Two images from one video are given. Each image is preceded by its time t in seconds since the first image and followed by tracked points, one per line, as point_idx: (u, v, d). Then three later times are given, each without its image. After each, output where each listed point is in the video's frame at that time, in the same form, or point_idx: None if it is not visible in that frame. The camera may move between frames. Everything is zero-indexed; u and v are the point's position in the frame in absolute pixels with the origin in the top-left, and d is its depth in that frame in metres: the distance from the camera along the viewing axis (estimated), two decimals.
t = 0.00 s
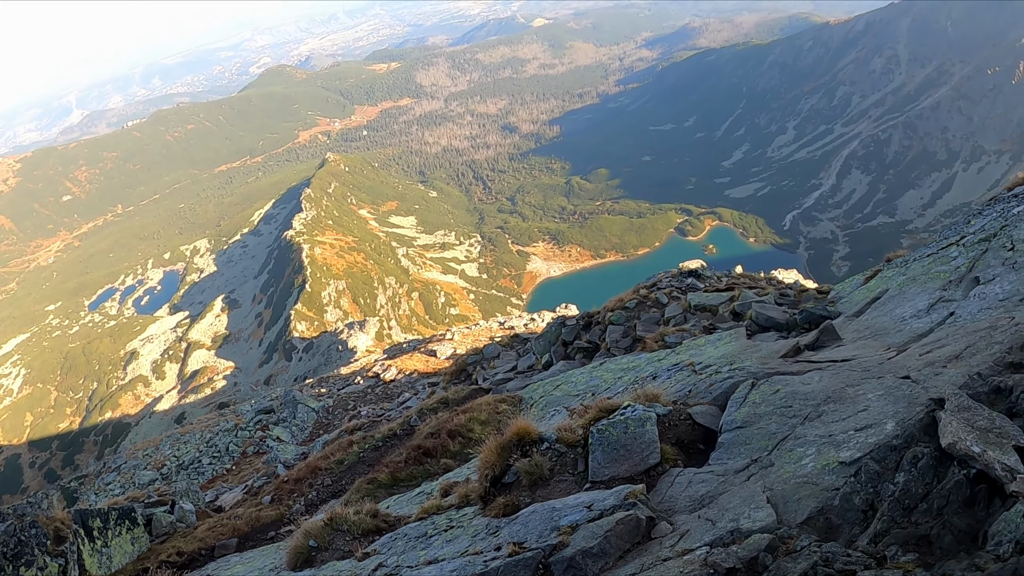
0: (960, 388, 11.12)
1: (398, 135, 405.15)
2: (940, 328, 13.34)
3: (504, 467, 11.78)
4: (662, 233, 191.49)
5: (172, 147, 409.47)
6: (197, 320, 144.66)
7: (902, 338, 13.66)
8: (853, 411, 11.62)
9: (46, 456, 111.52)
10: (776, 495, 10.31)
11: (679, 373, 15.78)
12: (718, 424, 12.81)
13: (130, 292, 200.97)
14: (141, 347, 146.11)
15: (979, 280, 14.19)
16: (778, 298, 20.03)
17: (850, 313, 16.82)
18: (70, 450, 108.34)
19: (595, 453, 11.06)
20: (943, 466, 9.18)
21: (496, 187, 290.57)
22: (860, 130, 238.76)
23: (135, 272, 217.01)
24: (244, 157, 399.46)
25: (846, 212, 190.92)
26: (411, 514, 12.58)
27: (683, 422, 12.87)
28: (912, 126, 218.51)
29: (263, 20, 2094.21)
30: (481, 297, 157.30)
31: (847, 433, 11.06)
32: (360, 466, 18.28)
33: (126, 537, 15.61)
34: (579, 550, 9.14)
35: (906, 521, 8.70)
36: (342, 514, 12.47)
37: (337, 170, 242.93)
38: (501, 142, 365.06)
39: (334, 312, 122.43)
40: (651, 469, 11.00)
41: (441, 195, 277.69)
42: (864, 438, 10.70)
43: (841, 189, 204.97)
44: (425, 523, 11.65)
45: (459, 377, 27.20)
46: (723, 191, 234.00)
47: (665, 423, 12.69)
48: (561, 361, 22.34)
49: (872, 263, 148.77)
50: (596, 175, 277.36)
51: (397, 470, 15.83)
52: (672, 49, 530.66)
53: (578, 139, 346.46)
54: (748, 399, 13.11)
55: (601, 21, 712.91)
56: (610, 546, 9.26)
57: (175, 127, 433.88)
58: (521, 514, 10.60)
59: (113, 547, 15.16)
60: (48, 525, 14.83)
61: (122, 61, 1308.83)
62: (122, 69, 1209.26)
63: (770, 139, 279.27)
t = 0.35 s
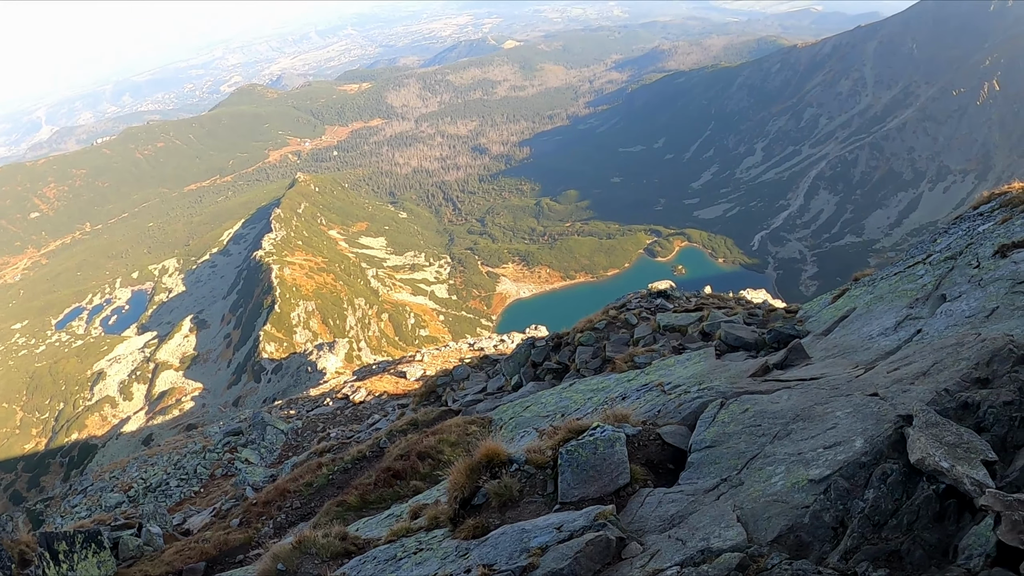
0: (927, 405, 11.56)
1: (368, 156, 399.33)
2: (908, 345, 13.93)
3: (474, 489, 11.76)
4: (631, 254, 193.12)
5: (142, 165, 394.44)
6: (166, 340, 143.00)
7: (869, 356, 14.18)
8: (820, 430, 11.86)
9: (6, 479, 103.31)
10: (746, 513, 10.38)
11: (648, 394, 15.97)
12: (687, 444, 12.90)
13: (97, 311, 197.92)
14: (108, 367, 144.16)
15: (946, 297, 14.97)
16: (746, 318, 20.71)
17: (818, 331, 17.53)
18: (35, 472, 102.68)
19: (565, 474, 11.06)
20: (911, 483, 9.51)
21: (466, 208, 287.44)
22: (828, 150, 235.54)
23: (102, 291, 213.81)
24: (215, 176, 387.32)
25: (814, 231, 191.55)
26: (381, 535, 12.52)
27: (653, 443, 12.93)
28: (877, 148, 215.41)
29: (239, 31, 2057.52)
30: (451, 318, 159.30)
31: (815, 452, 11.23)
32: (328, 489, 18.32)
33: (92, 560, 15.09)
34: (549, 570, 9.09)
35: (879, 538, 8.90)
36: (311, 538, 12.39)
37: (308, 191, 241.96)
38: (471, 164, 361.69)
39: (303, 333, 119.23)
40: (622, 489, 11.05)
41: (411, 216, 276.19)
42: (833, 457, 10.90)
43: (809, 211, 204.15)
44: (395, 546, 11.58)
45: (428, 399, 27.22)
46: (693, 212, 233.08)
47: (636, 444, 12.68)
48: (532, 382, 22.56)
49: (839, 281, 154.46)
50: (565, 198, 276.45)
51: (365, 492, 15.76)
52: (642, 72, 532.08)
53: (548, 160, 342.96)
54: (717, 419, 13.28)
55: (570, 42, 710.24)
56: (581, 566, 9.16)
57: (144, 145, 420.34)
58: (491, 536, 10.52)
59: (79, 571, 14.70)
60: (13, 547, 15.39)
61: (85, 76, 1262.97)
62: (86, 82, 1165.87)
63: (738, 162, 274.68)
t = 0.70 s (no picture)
0: (896, 415, 11.82)
1: (337, 176, 393.73)
2: (876, 357, 14.34)
3: (445, 509, 11.73)
4: (602, 272, 193.53)
5: (111, 186, 383.50)
6: (133, 363, 140.62)
7: (841, 368, 14.50)
8: (793, 443, 11.95)
9: None
10: (720, 529, 10.45)
11: (621, 411, 16.07)
12: (659, 460, 12.95)
13: (64, 335, 195.30)
14: (77, 391, 141.77)
15: (913, 309, 15.54)
16: (715, 334, 21.12)
17: (790, 344, 17.97)
18: None
19: (537, 493, 11.14)
20: (884, 491, 9.65)
21: (435, 229, 285.30)
22: (794, 167, 235.89)
23: (70, 313, 210.69)
24: (183, 197, 377.64)
25: (782, 246, 194.16)
26: (353, 559, 12.46)
27: (624, 460, 12.99)
28: (844, 162, 217.77)
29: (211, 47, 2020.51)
30: (421, 338, 158.72)
31: (787, 465, 11.34)
32: (300, 512, 18.13)
33: None
34: None
35: (851, 550, 9.07)
36: (281, 563, 12.25)
37: (276, 212, 238.49)
38: (440, 184, 359.02)
39: (273, 354, 119.91)
40: (595, 507, 11.15)
41: (381, 236, 274.02)
42: (807, 469, 10.97)
43: (777, 226, 205.50)
44: (367, 570, 11.46)
45: (400, 420, 27.19)
46: (662, 230, 233.09)
47: (606, 462, 12.79)
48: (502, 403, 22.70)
49: (808, 295, 157.23)
50: (535, 216, 274.17)
51: (337, 515, 15.76)
52: (611, 91, 534.45)
53: (519, 179, 341.56)
54: (689, 434, 13.35)
55: (539, 61, 709.67)
56: None
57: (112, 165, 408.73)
58: (463, 559, 10.41)
59: None
60: None
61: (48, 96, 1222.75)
62: (47, 102, 1127.23)
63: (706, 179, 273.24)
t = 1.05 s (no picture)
0: (877, 419, 11.97)
1: (313, 194, 390.82)
2: (855, 362, 14.64)
3: (427, 527, 11.71)
4: (578, 284, 191.52)
5: (85, 207, 379.08)
6: (111, 387, 138.46)
7: (818, 375, 14.76)
8: (774, 450, 12.05)
9: None
10: (704, 538, 10.43)
11: (600, 423, 16.20)
12: (641, 471, 12.99)
13: (41, 358, 193.38)
14: (55, 415, 139.86)
15: (889, 313, 15.93)
16: (695, 343, 21.41)
17: (767, 353, 18.32)
18: None
19: (519, 509, 11.15)
20: (866, 495, 9.79)
21: (412, 244, 284.68)
22: (769, 175, 235.50)
23: (45, 337, 208.33)
24: (160, 218, 369.19)
25: (759, 254, 196.00)
26: None
27: (605, 473, 13.04)
28: (818, 169, 218.11)
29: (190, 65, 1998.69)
30: (400, 355, 159.71)
31: (768, 473, 11.38)
32: (284, 532, 18.05)
33: None
34: None
35: (835, 555, 9.13)
36: None
37: (251, 231, 235.16)
38: (416, 200, 358.23)
39: (251, 376, 118.36)
40: (576, 520, 11.16)
41: (357, 254, 273.07)
42: (787, 475, 11.07)
43: (753, 234, 206.83)
44: None
45: (381, 439, 27.12)
46: (638, 241, 233.88)
47: (588, 474, 12.76)
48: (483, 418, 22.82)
49: (786, 302, 156.36)
50: (511, 230, 273.41)
51: (319, 535, 15.72)
52: (586, 104, 534.85)
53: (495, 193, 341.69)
54: (669, 445, 13.43)
55: (513, 76, 709.59)
56: None
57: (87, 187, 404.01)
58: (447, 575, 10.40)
59: None
60: None
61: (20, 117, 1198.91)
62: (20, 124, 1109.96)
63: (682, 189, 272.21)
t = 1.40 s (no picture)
0: (858, 424, 12.16)
1: (288, 219, 388.70)
2: (835, 366, 15.04)
3: (411, 550, 11.65)
4: (556, 300, 191.89)
5: (61, 236, 375.72)
6: (91, 417, 137.07)
7: (799, 381, 15.03)
8: (756, 458, 12.15)
9: None
10: (688, 550, 10.47)
11: (581, 439, 16.34)
12: (623, 485, 13.05)
13: (17, 391, 191.00)
14: (34, 447, 137.82)
15: (866, 317, 16.33)
16: (674, 356, 21.83)
17: (746, 361, 18.71)
18: None
19: (502, 527, 11.17)
20: (849, 501, 9.85)
21: (389, 265, 284.84)
22: (742, 185, 235.75)
23: (21, 369, 206.06)
24: (134, 246, 362.05)
25: (735, 263, 196.25)
26: None
27: (590, 488, 13.03)
28: (790, 177, 221.14)
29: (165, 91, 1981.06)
30: (381, 377, 158.80)
31: (750, 483, 11.48)
32: (269, 560, 17.92)
33: None
34: None
35: (821, 562, 9.20)
36: None
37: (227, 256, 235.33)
38: (391, 221, 358.23)
39: (232, 403, 119.41)
40: (561, 538, 11.16)
41: (334, 276, 272.24)
42: (770, 484, 11.16)
43: (728, 243, 206.29)
44: None
45: (363, 461, 27.01)
46: (614, 254, 234.84)
47: (571, 490, 12.79)
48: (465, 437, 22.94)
49: (764, 310, 157.95)
50: (487, 248, 274.51)
51: (304, 561, 15.53)
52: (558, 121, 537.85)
53: (470, 212, 342.55)
54: (650, 459, 13.49)
55: (485, 95, 711.98)
56: None
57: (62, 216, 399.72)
58: None
59: None
60: None
61: None
62: None
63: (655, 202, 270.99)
